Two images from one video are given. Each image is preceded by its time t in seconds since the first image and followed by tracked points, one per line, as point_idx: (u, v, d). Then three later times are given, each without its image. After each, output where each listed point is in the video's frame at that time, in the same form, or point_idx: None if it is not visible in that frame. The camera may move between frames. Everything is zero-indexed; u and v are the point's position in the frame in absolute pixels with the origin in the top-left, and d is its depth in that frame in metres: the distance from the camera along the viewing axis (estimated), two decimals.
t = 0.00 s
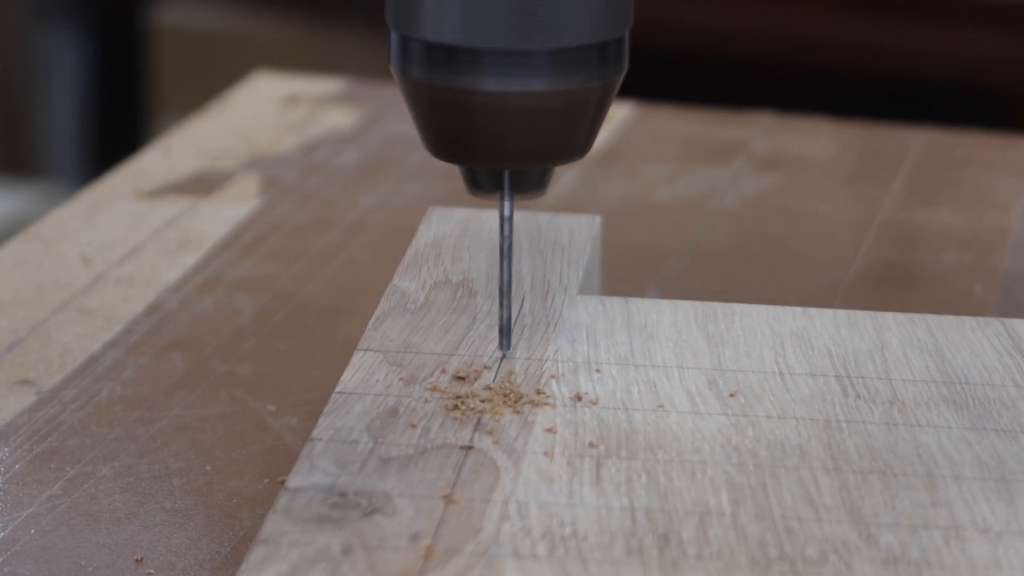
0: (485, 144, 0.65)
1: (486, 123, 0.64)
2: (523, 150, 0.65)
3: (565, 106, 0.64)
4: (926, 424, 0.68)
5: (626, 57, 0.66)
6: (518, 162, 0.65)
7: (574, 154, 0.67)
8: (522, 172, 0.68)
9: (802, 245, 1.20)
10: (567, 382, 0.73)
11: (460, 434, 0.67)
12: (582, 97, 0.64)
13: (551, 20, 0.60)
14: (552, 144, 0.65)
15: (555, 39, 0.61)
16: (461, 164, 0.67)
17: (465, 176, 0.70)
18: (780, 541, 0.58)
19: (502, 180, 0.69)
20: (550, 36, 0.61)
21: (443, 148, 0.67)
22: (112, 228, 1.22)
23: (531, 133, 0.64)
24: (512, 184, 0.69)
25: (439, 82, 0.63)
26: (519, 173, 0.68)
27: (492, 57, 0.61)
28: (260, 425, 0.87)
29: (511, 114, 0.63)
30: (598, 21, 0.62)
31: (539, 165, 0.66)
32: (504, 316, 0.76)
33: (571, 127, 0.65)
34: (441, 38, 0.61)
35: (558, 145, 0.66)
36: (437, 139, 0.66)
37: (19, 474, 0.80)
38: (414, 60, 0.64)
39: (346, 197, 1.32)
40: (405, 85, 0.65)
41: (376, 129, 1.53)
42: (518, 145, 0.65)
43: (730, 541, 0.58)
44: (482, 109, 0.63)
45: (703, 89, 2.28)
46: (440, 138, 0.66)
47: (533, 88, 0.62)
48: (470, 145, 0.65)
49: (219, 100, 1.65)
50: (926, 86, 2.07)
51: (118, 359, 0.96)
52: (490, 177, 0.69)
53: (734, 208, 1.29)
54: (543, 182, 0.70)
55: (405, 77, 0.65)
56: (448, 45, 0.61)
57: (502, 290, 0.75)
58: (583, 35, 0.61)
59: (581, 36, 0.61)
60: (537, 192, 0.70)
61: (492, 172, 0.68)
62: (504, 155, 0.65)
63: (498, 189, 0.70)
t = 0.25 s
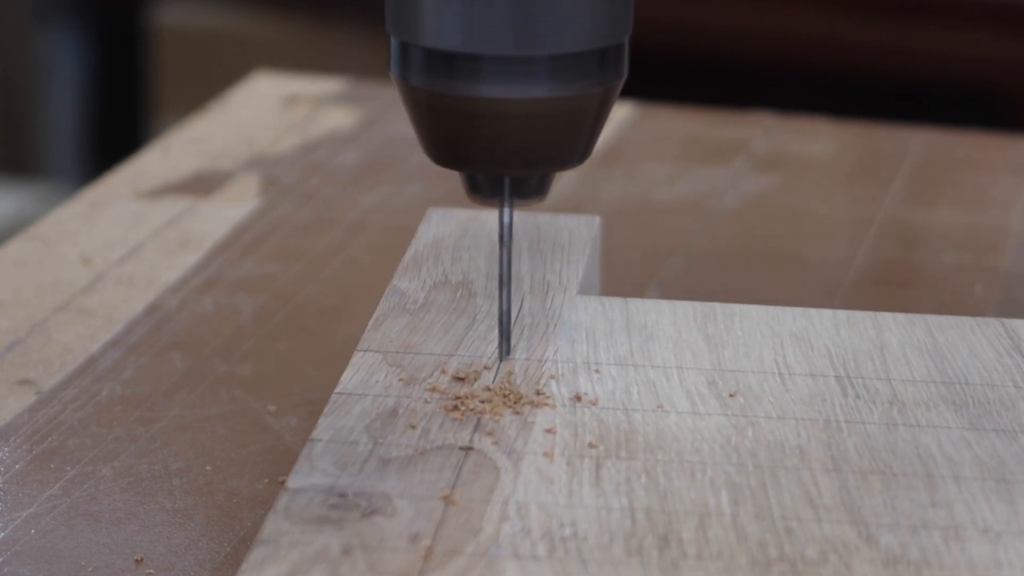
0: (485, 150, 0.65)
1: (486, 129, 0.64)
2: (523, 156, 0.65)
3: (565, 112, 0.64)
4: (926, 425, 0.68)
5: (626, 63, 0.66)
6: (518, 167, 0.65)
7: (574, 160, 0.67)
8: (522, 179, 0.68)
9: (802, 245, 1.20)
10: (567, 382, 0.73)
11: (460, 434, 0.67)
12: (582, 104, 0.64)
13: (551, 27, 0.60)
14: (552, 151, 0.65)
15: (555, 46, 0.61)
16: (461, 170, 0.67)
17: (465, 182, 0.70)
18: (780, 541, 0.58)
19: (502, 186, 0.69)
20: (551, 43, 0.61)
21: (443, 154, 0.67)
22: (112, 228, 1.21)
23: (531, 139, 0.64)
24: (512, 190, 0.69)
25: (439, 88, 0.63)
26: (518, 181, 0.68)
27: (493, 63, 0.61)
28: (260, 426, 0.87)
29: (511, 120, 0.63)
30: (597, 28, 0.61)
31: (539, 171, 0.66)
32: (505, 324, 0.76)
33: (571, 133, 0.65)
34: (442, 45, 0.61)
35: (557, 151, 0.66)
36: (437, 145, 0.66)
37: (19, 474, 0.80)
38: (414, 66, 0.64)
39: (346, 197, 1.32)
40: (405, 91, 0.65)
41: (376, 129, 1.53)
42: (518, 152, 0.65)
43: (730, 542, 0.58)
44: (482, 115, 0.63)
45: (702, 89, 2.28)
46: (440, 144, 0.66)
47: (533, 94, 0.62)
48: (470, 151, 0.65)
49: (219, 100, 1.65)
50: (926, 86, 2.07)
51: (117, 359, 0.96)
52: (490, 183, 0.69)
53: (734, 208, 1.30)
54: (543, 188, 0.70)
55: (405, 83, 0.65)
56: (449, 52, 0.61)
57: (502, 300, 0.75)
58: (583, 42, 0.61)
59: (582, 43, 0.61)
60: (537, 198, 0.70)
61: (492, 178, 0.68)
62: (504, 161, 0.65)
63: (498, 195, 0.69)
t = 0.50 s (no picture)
0: (484, 160, 0.65)
1: (486, 138, 0.64)
2: (523, 165, 0.65)
3: (565, 121, 0.64)
4: (926, 425, 0.68)
5: (626, 71, 0.66)
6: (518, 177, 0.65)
7: (574, 169, 0.67)
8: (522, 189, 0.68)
9: (802, 245, 1.20)
10: (567, 382, 0.73)
11: (460, 435, 0.67)
12: (582, 112, 0.64)
13: (551, 36, 0.60)
14: (552, 160, 0.65)
15: (555, 55, 0.61)
16: (460, 179, 0.67)
17: (465, 191, 0.70)
18: (780, 541, 0.58)
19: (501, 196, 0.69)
20: (551, 52, 0.60)
21: (443, 163, 0.67)
22: (112, 228, 1.21)
23: (531, 149, 0.64)
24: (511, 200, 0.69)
25: (439, 97, 0.63)
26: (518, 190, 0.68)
27: (493, 73, 0.61)
28: (260, 426, 0.87)
29: (511, 129, 0.63)
30: (597, 37, 0.61)
31: (539, 181, 0.66)
32: (505, 326, 0.76)
33: (571, 142, 0.65)
34: (442, 54, 0.61)
35: (557, 161, 0.66)
36: (437, 154, 0.66)
37: (19, 474, 0.80)
38: (414, 75, 0.64)
39: (346, 197, 1.32)
40: (405, 100, 0.65)
41: (375, 129, 1.53)
42: (518, 161, 0.65)
43: (730, 542, 0.58)
44: (482, 124, 0.63)
45: (702, 89, 2.28)
46: (440, 153, 0.66)
47: (533, 103, 0.62)
48: (470, 161, 0.65)
49: (219, 100, 1.65)
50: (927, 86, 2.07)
51: (117, 359, 0.96)
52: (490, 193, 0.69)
53: (734, 208, 1.30)
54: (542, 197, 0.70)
55: (405, 92, 0.65)
56: (449, 61, 0.61)
57: (502, 303, 0.75)
58: (583, 51, 0.61)
59: (581, 52, 0.61)
60: (537, 207, 0.70)
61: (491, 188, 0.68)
62: (504, 170, 0.65)
63: (497, 206, 0.69)
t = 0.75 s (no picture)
0: (485, 173, 0.65)
1: (487, 152, 0.64)
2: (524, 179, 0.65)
3: (565, 134, 0.64)
4: (926, 425, 0.68)
5: (626, 83, 0.66)
6: (518, 190, 0.65)
7: (574, 182, 0.67)
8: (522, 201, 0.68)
9: (802, 246, 1.20)
10: (567, 382, 0.73)
11: (460, 435, 0.67)
12: (582, 125, 0.64)
13: (551, 49, 0.60)
14: (552, 172, 0.65)
15: (555, 68, 0.61)
16: (460, 192, 0.67)
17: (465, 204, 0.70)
18: (780, 541, 0.58)
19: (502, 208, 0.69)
20: (550, 65, 0.60)
21: (443, 176, 0.67)
22: (113, 228, 1.21)
23: (531, 162, 0.64)
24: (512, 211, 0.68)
25: (439, 110, 0.63)
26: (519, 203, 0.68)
27: (493, 86, 0.61)
28: (260, 426, 0.87)
29: (511, 142, 0.63)
30: (597, 50, 0.61)
31: (540, 194, 0.66)
32: (505, 326, 0.75)
33: (571, 155, 0.65)
34: (442, 67, 0.61)
35: (557, 173, 0.66)
36: (437, 166, 0.66)
37: (19, 473, 0.80)
38: (414, 88, 0.64)
39: (346, 197, 1.32)
40: (405, 112, 0.65)
41: (376, 129, 1.53)
42: (519, 174, 0.65)
43: (730, 542, 0.58)
44: (482, 137, 0.63)
45: (703, 89, 2.28)
46: (440, 165, 0.66)
47: (533, 116, 0.62)
48: (471, 174, 0.65)
49: (219, 100, 1.65)
50: (927, 86, 2.07)
51: (117, 359, 0.96)
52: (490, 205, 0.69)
53: (734, 208, 1.30)
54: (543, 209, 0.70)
55: (404, 105, 0.65)
56: (449, 74, 0.61)
57: (504, 303, 0.74)
58: (583, 64, 0.61)
59: (582, 65, 0.61)
60: (538, 220, 0.70)
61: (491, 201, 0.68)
62: (504, 183, 0.65)
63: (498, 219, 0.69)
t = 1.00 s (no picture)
0: (485, 198, 0.65)
1: (487, 176, 0.64)
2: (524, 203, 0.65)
3: (565, 158, 0.64)
4: (926, 425, 0.68)
5: (626, 106, 0.66)
6: (519, 214, 0.65)
7: (576, 204, 0.67)
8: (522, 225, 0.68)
9: (802, 246, 1.20)
10: (567, 383, 0.73)
11: (460, 435, 0.67)
12: (582, 148, 0.64)
13: (551, 74, 0.60)
14: (553, 196, 0.65)
15: (555, 93, 0.61)
16: (461, 216, 0.67)
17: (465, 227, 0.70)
18: (780, 541, 0.58)
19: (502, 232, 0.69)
20: (551, 90, 0.60)
21: (443, 200, 0.66)
22: (113, 228, 1.21)
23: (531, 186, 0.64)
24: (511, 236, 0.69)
25: (439, 134, 0.63)
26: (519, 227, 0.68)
27: (493, 111, 0.61)
28: (260, 426, 0.87)
29: (511, 166, 0.63)
30: (598, 74, 0.61)
31: (540, 217, 0.66)
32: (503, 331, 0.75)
33: (572, 177, 0.65)
34: (442, 92, 0.61)
35: (558, 197, 0.66)
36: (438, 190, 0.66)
37: (19, 474, 0.80)
38: (414, 112, 0.63)
39: (346, 198, 1.32)
40: (405, 136, 0.65)
41: (376, 129, 1.53)
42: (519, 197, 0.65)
43: (730, 542, 0.58)
44: (483, 162, 0.63)
45: (702, 89, 2.28)
46: (440, 190, 0.66)
47: (534, 140, 0.62)
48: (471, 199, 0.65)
49: (219, 100, 1.65)
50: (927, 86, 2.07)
51: (118, 359, 0.96)
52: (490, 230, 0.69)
53: (734, 208, 1.30)
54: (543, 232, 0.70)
55: (405, 129, 0.64)
56: (449, 99, 0.61)
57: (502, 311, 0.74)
58: (583, 88, 0.61)
59: (582, 89, 0.61)
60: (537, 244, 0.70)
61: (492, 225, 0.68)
62: (505, 207, 0.65)
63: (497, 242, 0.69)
